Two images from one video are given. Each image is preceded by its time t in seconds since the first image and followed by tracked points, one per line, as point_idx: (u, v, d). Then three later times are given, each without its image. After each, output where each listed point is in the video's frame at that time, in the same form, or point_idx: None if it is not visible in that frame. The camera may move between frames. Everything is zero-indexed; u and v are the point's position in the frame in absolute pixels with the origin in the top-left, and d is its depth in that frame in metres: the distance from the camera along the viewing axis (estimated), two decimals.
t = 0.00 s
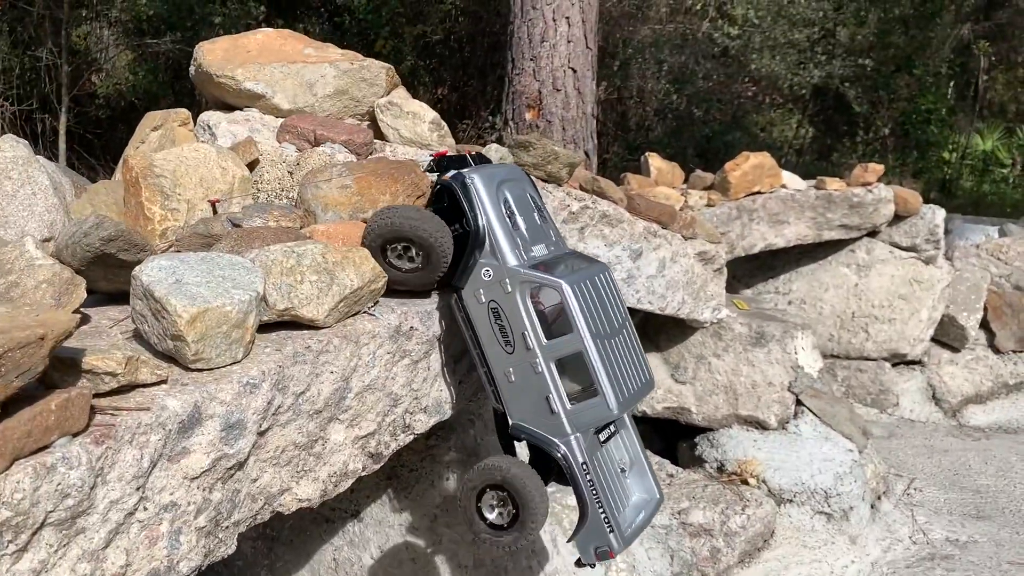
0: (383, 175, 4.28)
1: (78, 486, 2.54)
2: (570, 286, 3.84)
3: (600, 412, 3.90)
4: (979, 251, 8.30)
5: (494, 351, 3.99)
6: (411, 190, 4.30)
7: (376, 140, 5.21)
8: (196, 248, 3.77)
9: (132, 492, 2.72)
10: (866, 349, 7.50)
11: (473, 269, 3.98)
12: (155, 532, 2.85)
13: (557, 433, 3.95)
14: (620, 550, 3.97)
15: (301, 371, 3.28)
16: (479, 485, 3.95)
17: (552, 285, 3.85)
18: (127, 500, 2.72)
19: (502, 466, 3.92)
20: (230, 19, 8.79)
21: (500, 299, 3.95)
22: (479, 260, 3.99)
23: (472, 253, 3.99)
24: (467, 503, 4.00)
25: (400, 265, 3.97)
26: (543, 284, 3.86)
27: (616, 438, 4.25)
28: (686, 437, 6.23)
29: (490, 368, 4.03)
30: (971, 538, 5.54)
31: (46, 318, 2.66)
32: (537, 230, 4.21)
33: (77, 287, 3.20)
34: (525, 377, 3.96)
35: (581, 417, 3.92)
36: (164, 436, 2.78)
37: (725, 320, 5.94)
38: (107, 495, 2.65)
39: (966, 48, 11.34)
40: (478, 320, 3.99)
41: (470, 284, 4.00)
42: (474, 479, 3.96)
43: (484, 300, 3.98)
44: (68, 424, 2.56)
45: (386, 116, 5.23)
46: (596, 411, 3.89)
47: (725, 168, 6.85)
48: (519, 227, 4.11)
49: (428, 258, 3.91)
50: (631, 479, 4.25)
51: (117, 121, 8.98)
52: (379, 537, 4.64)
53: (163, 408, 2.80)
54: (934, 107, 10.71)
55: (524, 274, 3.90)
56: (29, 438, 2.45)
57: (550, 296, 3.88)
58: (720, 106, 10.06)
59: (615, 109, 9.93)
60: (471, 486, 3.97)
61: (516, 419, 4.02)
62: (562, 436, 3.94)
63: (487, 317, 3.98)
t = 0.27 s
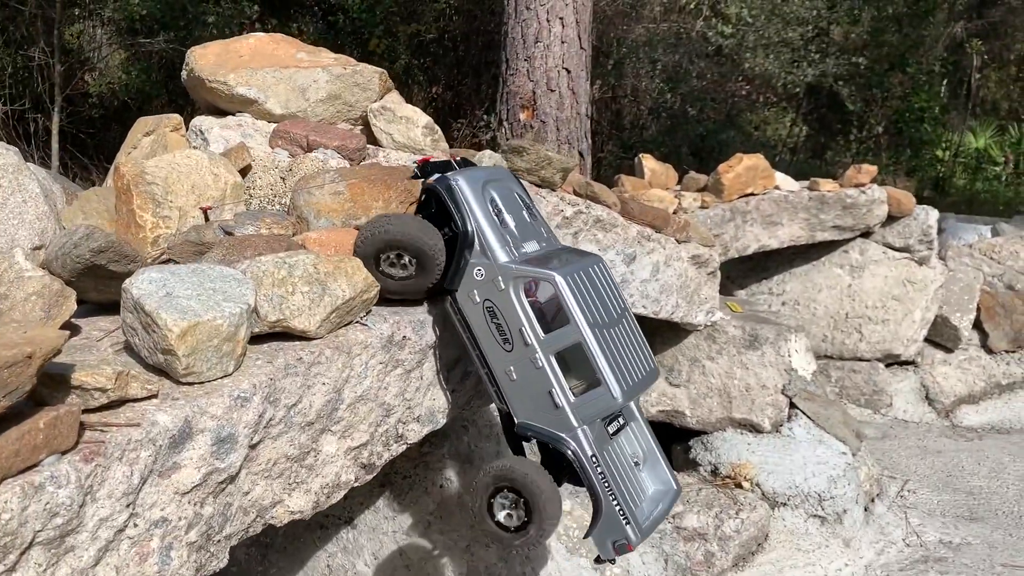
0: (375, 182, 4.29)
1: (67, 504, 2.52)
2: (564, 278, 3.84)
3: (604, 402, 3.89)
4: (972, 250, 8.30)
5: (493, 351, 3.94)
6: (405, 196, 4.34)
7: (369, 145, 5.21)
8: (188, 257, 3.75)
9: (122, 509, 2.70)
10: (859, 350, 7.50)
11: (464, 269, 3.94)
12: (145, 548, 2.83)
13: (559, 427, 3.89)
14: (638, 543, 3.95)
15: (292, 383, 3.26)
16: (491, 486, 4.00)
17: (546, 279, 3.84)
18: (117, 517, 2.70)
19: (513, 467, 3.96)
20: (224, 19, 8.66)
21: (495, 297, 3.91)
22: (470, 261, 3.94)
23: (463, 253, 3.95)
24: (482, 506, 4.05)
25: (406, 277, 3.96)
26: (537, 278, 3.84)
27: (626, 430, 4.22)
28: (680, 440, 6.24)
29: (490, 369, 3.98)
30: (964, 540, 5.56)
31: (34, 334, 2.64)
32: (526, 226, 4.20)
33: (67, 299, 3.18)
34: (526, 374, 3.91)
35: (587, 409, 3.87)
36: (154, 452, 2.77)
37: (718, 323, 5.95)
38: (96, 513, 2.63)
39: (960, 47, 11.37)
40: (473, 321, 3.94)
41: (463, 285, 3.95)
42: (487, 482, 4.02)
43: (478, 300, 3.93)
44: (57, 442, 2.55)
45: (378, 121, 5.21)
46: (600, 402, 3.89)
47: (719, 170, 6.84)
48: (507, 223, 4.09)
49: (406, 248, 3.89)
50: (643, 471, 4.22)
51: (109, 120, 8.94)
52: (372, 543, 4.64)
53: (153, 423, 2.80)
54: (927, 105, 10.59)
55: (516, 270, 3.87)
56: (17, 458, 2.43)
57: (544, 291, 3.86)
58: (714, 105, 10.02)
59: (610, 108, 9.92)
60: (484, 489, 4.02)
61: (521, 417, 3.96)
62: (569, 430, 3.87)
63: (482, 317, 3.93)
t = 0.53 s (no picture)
0: (368, 176, 4.25)
1: (57, 503, 2.51)
2: (556, 254, 3.82)
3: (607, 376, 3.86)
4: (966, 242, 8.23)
5: (491, 336, 3.87)
6: (397, 191, 4.26)
7: (362, 138, 5.18)
8: (180, 252, 3.73)
9: (113, 507, 2.69)
10: (854, 343, 7.50)
11: (456, 255, 3.88)
12: (137, 546, 2.83)
13: (563, 407, 3.83)
14: (654, 516, 3.93)
15: (285, 379, 3.25)
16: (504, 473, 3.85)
17: (540, 257, 3.80)
18: (108, 515, 2.69)
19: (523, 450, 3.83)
20: (216, 9, 8.60)
21: (488, 281, 3.85)
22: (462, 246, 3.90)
23: (454, 239, 3.91)
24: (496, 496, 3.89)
25: (404, 257, 3.89)
26: (529, 257, 3.80)
27: (637, 407, 4.12)
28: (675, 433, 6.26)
29: (490, 355, 3.90)
30: (958, 532, 5.57)
31: (23, 332, 2.62)
32: (515, 210, 4.17)
33: (57, 294, 3.16)
34: (526, 356, 3.84)
35: (592, 384, 3.83)
36: (145, 450, 2.75)
37: (714, 316, 5.95)
38: (87, 511, 2.62)
39: (956, 37, 11.32)
40: (470, 307, 3.88)
41: (456, 272, 3.90)
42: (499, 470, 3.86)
43: (473, 285, 3.87)
44: (46, 440, 2.53)
45: (371, 114, 5.19)
46: (603, 377, 3.86)
47: (714, 162, 6.82)
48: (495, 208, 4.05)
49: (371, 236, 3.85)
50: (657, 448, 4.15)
51: (102, 112, 8.90)
52: (366, 538, 4.63)
53: (144, 421, 2.77)
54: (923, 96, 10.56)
55: (508, 252, 3.83)
56: (6, 457, 2.41)
57: (538, 270, 3.83)
58: (710, 96, 9.98)
59: (605, 99, 9.88)
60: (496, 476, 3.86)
61: (526, 401, 3.88)
62: (575, 408, 3.82)
63: (478, 303, 3.87)
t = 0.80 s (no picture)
0: (368, 157, 4.27)
1: (63, 477, 2.53)
2: (556, 217, 3.84)
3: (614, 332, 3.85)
4: (966, 227, 8.31)
5: (497, 303, 3.88)
6: (397, 171, 4.28)
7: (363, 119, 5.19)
8: (182, 232, 3.74)
9: (118, 481, 2.72)
10: (852, 326, 7.53)
11: (456, 225, 3.89)
12: (141, 520, 2.85)
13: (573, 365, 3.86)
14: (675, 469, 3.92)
15: (287, 356, 3.27)
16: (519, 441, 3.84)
17: (540, 220, 3.83)
18: (113, 490, 2.71)
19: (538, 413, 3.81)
20: None
21: (490, 249, 3.87)
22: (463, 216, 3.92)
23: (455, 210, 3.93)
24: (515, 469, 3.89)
25: (403, 222, 3.88)
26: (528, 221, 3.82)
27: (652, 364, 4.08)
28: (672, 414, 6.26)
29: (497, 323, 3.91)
30: (954, 513, 5.61)
31: (28, 307, 2.64)
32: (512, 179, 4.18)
33: (60, 273, 3.16)
34: (533, 319, 3.86)
35: (601, 342, 3.83)
36: (149, 425, 2.77)
37: (713, 300, 6.04)
38: (93, 485, 2.64)
39: (956, 22, 11.35)
40: (474, 276, 3.89)
41: (458, 243, 3.92)
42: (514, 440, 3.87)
43: (476, 253, 3.88)
44: (52, 414, 2.55)
45: (372, 94, 5.19)
46: (609, 334, 3.85)
47: (715, 145, 6.82)
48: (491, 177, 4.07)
49: (364, 213, 3.87)
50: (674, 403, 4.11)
51: (101, 94, 8.88)
52: (367, 517, 4.63)
53: (148, 396, 2.79)
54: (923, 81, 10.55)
55: (506, 218, 3.85)
56: (13, 430, 2.43)
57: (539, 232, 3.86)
58: (710, 79, 9.99)
59: (605, 82, 9.87)
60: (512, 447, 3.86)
61: (536, 364, 3.89)
62: (585, 367, 3.83)
63: (483, 272, 3.89)
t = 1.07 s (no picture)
0: (370, 141, 4.26)
1: (68, 457, 2.55)
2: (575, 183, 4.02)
3: (641, 291, 4.08)
4: (967, 216, 8.26)
5: (524, 272, 4.02)
6: (400, 156, 4.29)
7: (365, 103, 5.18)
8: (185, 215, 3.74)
9: (122, 462, 2.73)
10: (853, 315, 7.53)
11: (476, 200, 3.98)
12: (146, 501, 2.87)
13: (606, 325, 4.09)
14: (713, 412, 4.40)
15: (290, 339, 3.27)
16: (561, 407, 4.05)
17: (560, 188, 4.00)
18: (118, 470, 2.73)
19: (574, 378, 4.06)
20: None
21: (512, 219, 3.98)
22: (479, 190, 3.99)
23: (471, 184, 4.01)
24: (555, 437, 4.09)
25: (409, 206, 3.87)
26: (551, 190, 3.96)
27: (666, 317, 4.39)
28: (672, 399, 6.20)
29: (527, 293, 4.06)
30: (952, 501, 5.64)
31: (33, 288, 2.65)
32: (516, 149, 4.28)
33: (63, 254, 3.16)
34: (563, 285, 4.02)
35: (631, 298, 4.08)
36: (153, 407, 2.78)
37: (714, 287, 6.03)
38: (97, 465, 2.66)
39: (961, 10, 11.32)
40: (499, 248, 4.01)
41: (478, 216, 4.01)
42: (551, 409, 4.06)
43: (500, 226, 3.99)
44: (57, 395, 2.56)
45: (374, 79, 5.18)
46: (637, 292, 4.08)
47: (717, 132, 6.80)
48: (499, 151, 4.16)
49: (369, 218, 3.84)
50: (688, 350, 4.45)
51: (102, 77, 8.86)
52: (369, 500, 4.66)
53: (152, 377, 2.80)
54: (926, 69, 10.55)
55: (527, 190, 3.97)
56: (18, 410, 2.45)
57: (559, 200, 4.02)
58: (713, 66, 9.96)
59: (608, 69, 9.86)
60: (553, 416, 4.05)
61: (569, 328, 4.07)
62: (619, 324, 4.09)
63: (508, 244, 4.00)
